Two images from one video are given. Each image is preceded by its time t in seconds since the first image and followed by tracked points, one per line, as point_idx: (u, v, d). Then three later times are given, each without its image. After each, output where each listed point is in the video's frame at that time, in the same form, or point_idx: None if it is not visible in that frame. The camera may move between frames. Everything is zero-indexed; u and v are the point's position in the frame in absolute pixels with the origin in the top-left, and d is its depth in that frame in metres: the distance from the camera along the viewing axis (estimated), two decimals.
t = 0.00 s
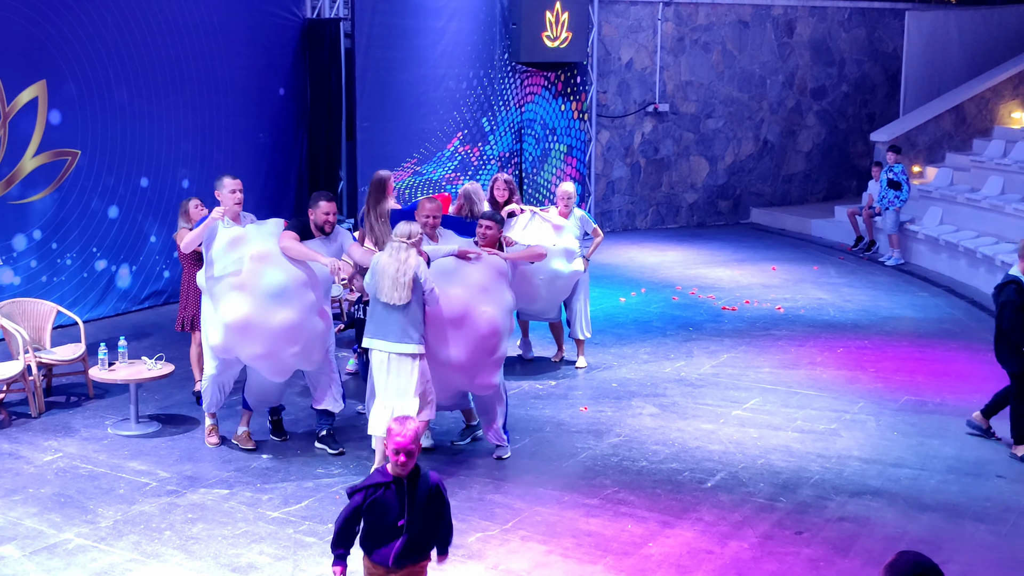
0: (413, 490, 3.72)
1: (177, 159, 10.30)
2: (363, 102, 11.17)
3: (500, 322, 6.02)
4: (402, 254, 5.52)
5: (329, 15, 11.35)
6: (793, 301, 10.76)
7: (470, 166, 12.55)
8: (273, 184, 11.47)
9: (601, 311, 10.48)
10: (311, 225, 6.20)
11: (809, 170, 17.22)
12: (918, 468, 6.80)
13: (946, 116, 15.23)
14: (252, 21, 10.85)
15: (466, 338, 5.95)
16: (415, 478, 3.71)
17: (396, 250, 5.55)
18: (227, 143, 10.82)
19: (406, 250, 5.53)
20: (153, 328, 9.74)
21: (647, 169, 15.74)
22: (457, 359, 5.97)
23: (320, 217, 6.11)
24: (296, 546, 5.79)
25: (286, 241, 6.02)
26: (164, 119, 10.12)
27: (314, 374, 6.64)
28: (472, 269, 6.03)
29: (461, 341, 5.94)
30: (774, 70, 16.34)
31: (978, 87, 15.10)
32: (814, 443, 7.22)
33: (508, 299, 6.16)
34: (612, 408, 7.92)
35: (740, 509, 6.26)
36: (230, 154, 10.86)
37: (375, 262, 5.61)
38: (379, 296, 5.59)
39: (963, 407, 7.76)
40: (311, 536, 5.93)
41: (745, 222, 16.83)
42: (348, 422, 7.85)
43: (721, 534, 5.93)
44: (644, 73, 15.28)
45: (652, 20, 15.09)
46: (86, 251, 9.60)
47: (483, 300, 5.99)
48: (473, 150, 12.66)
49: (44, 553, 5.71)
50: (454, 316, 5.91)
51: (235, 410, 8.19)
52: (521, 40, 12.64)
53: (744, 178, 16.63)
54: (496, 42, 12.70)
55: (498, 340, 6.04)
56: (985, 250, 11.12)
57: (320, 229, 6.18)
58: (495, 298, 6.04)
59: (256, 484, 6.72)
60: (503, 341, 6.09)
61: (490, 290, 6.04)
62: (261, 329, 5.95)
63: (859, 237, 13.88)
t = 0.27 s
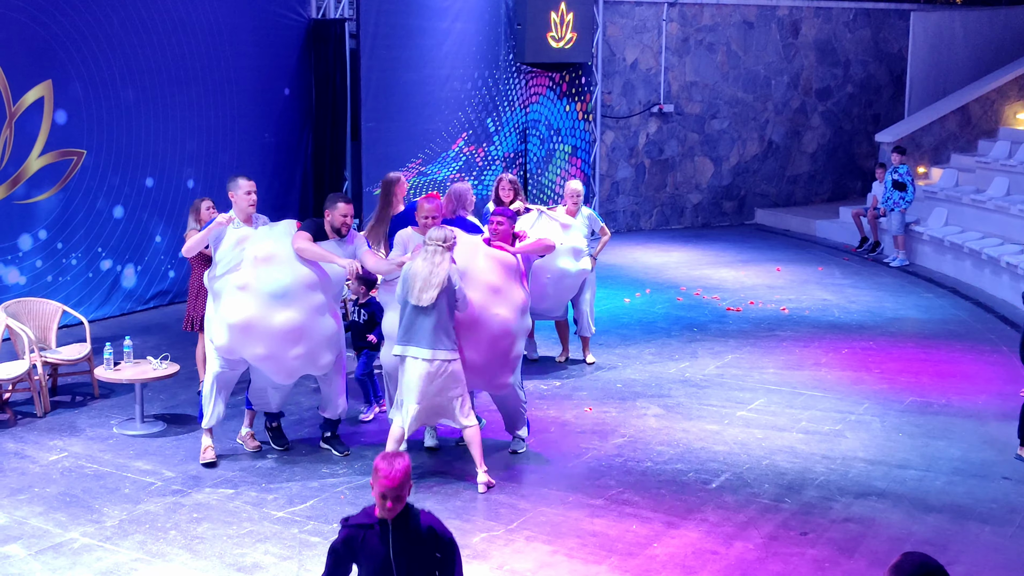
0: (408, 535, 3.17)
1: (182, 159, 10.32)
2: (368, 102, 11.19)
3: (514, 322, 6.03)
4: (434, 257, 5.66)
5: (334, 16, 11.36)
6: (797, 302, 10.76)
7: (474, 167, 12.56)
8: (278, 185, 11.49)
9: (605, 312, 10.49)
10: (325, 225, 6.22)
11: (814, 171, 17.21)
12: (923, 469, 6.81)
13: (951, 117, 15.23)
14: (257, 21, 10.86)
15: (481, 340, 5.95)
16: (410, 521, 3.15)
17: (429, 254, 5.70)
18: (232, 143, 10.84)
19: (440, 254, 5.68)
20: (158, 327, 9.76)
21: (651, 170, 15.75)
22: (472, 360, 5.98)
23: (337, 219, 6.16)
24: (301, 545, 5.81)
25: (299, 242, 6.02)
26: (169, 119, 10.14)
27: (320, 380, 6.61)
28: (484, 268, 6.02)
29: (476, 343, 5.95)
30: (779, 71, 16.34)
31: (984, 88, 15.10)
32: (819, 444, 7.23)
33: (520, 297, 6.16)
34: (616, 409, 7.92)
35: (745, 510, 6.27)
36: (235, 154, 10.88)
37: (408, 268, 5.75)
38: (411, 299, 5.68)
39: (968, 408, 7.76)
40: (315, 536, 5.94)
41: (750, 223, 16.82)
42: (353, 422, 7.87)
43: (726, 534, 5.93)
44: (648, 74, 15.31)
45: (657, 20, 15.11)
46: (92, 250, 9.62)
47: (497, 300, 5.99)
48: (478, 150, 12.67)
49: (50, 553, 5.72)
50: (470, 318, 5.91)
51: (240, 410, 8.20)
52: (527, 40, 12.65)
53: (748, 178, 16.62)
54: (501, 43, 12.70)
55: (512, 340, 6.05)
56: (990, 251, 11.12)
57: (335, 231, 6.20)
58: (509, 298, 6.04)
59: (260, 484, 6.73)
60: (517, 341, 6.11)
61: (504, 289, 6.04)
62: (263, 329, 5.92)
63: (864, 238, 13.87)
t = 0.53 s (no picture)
0: None
1: (185, 160, 10.33)
2: (371, 103, 11.21)
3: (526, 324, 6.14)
4: (471, 256, 5.71)
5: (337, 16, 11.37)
6: (800, 303, 10.78)
7: (477, 167, 12.58)
8: (280, 185, 11.50)
9: (608, 313, 10.51)
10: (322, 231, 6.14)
11: (816, 172, 17.22)
12: (925, 470, 6.82)
13: (953, 118, 15.25)
14: (260, 22, 10.87)
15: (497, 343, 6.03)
16: None
17: (461, 253, 5.74)
18: (234, 143, 10.85)
19: (474, 253, 5.73)
20: (160, 328, 9.77)
21: (653, 171, 15.79)
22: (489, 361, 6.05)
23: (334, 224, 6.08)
24: (304, 545, 5.82)
25: (299, 247, 5.97)
26: (172, 119, 10.15)
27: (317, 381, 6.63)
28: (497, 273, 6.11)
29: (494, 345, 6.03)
30: (781, 72, 16.35)
31: (986, 90, 15.12)
32: (821, 445, 7.24)
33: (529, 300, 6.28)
34: (619, 410, 7.94)
35: (747, 511, 6.28)
36: (238, 154, 10.89)
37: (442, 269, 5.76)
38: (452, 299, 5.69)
39: (971, 410, 7.77)
40: (319, 536, 5.96)
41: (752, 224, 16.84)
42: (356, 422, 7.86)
43: (728, 535, 5.94)
44: (651, 75, 15.34)
45: (659, 21, 15.14)
46: (95, 250, 9.63)
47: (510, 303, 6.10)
48: (480, 151, 12.69)
49: (53, 553, 5.73)
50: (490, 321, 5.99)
51: (243, 410, 8.21)
52: (529, 42, 12.67)
53: (750, 180, 16.64)
54: (503, 44, 12.70)
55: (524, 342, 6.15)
56: (992, 253, 11.13)
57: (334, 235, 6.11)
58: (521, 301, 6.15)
59: (263, 484, 6.75)
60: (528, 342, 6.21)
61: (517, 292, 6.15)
62: (267, 339, 5.90)
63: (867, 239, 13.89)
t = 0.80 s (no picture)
0: None
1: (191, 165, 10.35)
2: (377, 106, 11.24)
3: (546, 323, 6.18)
4: (493, 257, 5.74)
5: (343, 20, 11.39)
6: (805, 306, 10.79)
7: (482, 171, 12.59)
8: (286, 189, 11.53)
9: (614, 316, 10.52)
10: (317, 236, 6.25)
11: (822, 175, 17.22)
12: (931, 474, 6.83)
13: (959, 122, 15.27)
14: (266, 26, 10.89)
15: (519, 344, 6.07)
16: None
17: (483, 253, 5.75)
18: (240, 147, 10.87)
19: (496, 253, 5.76)
20: (167, 331, 9.80)
21: (659, 175, 15.83)
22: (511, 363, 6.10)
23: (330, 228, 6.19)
24: (311, 549, 5.84)
25: (298, 259, 5.99)
26: (179, 124, 10.18)
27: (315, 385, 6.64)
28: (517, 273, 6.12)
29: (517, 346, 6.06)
30: (786, 75, 16.37)
31: (992, 93, 15.13)
32: (828, 449, 7.25)
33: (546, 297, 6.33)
34: (625, 413, 7.95)
35: (754, 515, 6.29)
36: (244, 158, 10.91)
37: (464, 271, 5.78)
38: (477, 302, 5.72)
39: (977, 413, 7.78)
40: (326, 539, 5.97)
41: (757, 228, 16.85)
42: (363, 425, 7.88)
43: (735, 539, 5.95)
44: (656, 78, 15.40)
45: (664, 25, 15.20)
46: (102, 254, 9.65)
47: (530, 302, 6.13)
48: (486, 155, 12.70)
49: (61, 556, 5.75)
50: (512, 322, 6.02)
51: (249, 413, 8.23)
52: (534, 45, 12.70)
53: (756, 183, 16.65)
54: (508, 47, 12.70)
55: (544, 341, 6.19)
56: (998, 256, 11.14)
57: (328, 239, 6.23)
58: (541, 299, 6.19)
59: (270, 488, 6.76)
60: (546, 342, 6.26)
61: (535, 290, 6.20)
62: (279, 347, 5.87)
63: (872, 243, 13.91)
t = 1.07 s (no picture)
0: None
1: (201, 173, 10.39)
2: (385, 113, 11.29)
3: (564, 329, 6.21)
4: (518, 267, 5.72)
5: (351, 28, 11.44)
6: (815, 311, 10.81)
7: (491, 177, 12.62)
8: (296, 197, 11.57)
9: (624, 321, 10.54)
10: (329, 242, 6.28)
11: (830, 180, 17.22)
12: (943, 479, 6.84)
13: (968, 126, 15.29)
14: (275, 34, 10.93)
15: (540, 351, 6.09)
16: None
17: (508, 262, 5.74)
18: (250, 155, 10.91)
19: (521, 263, 5.74)
20: (177, 339, 9.83)
21: (667, 180, 15.90)
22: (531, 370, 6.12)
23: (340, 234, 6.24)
24: (324, 555, 5.86)
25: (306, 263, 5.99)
26: (190, 132, 10.22)
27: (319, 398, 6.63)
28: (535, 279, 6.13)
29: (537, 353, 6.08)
30: (794, 80, 16.39)
31: (1001, 96, 15.14)
32: (839, 454, 7.26)
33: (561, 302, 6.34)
34: (636, 419, 7.97)
35: (766, 520, 6.30)
36: (254, 166, 10.95)
37: (489, 281, 5.74)
38: (502, 312, 5.70)
39: (988, 417, 7.79)
40: (338, 546, 5.99)
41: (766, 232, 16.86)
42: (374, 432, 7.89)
43: (747, 544, 5.97)
44: (664, 84, 15.47)
45: (671, 31, 15.29)
46: (112, 262, 9.69)
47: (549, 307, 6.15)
48: (494, 161, 12.72)
49: (74, 563, 5.77)
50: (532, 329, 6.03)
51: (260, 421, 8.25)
52: (542, 52, 12.75)
53: (764, 188, 16.67)
54: (516, 54, 12.72)
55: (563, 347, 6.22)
56: (1007, 260, 11.14)
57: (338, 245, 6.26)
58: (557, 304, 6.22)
59: (282, 495, 6.78)
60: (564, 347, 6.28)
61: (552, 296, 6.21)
62: (295, 354, 5.86)
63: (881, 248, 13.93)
